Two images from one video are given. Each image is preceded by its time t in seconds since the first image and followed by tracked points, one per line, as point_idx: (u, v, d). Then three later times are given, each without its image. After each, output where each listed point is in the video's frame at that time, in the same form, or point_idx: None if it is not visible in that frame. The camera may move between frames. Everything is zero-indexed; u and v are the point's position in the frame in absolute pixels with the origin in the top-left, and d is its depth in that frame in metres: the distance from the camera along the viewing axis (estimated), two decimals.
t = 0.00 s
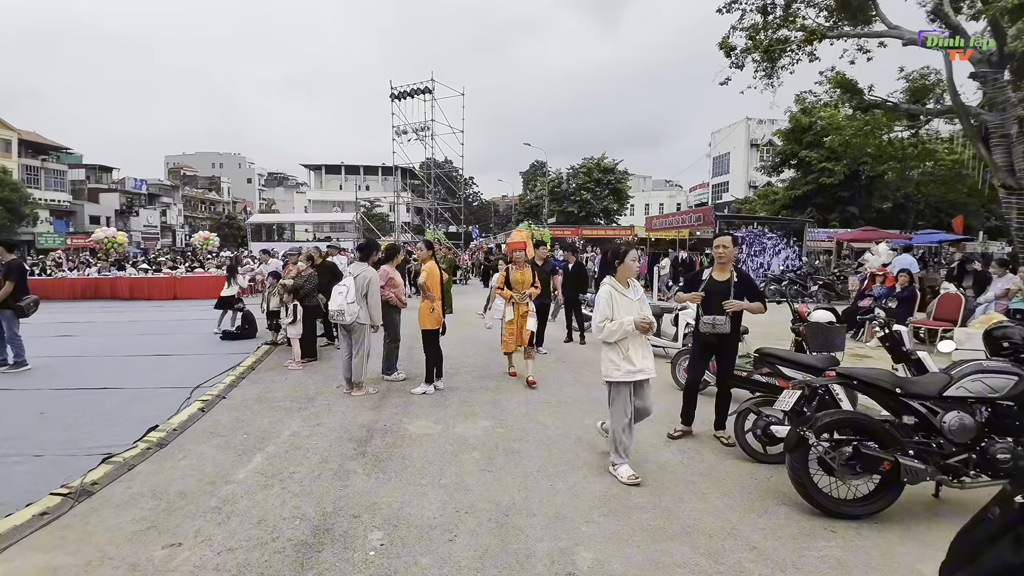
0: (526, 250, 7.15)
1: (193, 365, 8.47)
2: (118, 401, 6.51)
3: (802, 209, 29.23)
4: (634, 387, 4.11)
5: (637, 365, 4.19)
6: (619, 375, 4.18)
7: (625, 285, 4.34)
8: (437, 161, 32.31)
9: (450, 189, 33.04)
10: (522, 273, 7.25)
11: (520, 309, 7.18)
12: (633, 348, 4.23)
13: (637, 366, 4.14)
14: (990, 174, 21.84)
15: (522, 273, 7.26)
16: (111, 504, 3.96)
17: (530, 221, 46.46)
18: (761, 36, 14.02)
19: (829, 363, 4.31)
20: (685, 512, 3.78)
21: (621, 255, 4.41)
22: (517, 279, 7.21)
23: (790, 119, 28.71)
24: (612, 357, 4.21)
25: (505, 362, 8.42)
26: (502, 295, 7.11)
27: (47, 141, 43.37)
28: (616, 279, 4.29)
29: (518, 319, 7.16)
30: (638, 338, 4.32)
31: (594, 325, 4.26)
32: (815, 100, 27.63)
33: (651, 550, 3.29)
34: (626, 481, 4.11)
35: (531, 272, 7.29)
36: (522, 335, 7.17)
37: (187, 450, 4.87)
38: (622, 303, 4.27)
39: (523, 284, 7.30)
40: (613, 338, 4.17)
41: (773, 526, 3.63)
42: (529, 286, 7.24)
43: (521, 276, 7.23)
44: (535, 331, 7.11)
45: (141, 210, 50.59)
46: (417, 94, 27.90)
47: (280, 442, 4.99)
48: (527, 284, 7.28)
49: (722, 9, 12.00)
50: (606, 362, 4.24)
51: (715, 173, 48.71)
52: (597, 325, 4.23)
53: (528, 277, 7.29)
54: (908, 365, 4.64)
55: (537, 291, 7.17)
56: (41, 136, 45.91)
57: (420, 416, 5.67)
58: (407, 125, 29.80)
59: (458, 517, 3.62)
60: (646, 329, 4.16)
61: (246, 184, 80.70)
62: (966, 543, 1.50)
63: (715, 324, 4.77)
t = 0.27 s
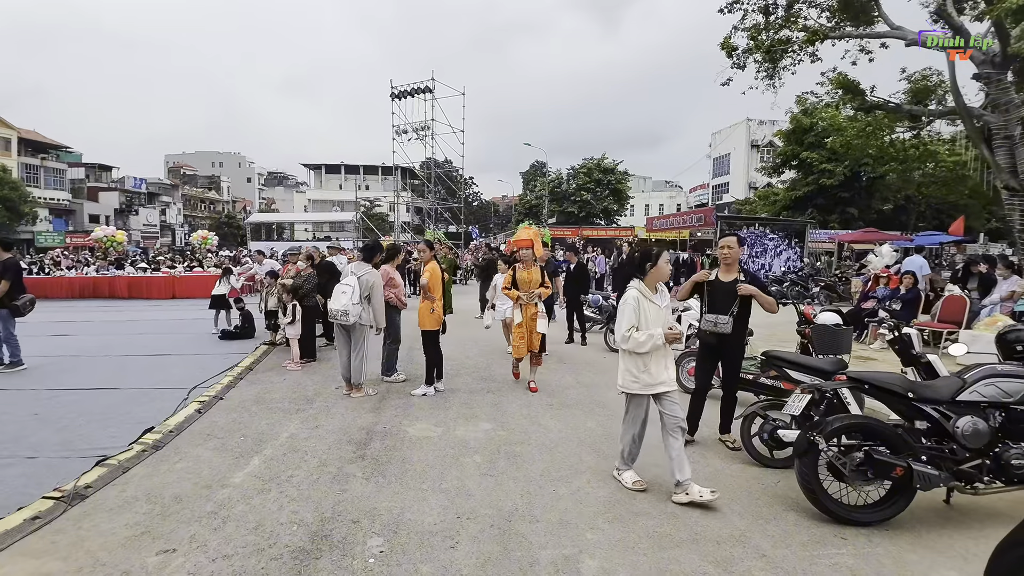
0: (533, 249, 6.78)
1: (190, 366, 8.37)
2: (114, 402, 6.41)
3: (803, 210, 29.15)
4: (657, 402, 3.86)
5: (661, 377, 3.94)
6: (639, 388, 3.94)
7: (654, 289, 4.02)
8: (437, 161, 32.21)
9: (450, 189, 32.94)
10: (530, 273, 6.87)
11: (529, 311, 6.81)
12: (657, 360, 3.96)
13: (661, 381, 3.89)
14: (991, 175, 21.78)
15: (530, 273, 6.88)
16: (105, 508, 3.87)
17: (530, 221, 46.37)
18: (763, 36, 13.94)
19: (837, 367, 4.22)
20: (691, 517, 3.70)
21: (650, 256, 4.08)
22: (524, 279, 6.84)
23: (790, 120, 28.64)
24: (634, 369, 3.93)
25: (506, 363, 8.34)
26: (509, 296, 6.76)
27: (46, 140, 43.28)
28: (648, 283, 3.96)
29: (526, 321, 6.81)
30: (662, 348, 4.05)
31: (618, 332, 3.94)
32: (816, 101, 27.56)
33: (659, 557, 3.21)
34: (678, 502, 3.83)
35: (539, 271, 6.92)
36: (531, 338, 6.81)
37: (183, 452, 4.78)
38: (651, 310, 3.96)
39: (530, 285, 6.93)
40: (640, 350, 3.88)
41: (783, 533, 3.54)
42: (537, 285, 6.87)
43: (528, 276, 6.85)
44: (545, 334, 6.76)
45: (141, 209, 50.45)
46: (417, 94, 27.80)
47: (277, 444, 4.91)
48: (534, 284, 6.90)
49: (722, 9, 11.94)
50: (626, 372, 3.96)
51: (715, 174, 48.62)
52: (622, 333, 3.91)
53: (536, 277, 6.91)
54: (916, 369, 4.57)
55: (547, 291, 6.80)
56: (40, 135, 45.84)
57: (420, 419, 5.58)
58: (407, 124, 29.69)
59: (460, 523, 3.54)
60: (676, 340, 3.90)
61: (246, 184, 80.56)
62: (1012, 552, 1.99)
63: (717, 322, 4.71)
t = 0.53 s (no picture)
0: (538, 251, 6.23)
1: (186, 368, 8.27)
2: (107, 405, 6.31)
3: (802, 212, 29.10)
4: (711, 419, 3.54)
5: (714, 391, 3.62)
6: (689, 405, 3.63)
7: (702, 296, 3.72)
8: (436, 162, 32.14)
9: (450, 191, 32.87)
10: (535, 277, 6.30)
11: (533, 318, 6.23)
12: (708, 373, 3.65)
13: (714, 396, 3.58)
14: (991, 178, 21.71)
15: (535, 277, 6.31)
16: (96, 513, 3.77)
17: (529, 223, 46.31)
18: (763, 38, 13.88)
19: (845, 370, 4.15)
20: (697, 524, 3.60)
21: (698, 258, 3.79)
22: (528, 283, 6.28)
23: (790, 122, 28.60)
24: (683, 384, 3.63)
25: (505, 365, 8.25)
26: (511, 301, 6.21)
27: (46, 141, 43.23)
28: (694, 287, 3.66)
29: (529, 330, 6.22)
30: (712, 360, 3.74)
31: (664, 341, 3.65)
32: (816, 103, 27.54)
33: (665, 566, 3.12)
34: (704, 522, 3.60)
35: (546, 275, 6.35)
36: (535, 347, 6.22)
37: (177, 456, 4.69)
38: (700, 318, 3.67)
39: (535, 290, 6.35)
40: (689, 361, 3.57)
41: (792, 540, 3.45)
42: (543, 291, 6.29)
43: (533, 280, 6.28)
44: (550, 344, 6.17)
45: (140, 211, 50.36)
46: (416, 95, 27.74)
47: (273, 448, 4.81)
48: (540, 289, 6.33)
49: (722, 10, 11.87)
50: (673, 387, 3.67)
51: (714, 176, 48.57)
52: (668, 342, 3.62)
53: (542, 282, 6.34)
54: (924, 371, 4.49)
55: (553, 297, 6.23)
56: (39, 136, 45.74)
57: (419, 422, 5.49)
58: (406, 126, 29.63)
59: (460, 529, 3.45)
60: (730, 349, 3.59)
61: (245, 185, 80.48)
62: None
63: (722, 317, 4.73)
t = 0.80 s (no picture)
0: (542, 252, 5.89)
1: (181, 370, 8.18)
2: (99, 408, 6.20)
3: (802, 213, 29.04)
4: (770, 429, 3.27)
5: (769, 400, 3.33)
6: (750, 416, 3.29)
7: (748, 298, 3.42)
8: (435, 164, 32.07)
9: (449, 193, 32.79)
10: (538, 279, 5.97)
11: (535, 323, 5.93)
12: (763, 379, 3.34)
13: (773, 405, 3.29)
14: (992, 179, 21.59)
15: (538, 280, 5.98)
16: (83, 519, 3.67)
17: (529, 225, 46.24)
18: (762, 39, 13.81)
19: (849, 371, 4.06)
20: (699, 531, 3.51)
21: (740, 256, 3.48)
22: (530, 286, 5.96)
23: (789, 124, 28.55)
24: (741, 392, 3.29)
25: (504, 368, 8.15)
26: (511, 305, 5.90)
27: (45, 144, 43.17)
28: (744, 288, 3.35)
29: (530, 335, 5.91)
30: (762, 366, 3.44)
31: (713, 349, 3.30)
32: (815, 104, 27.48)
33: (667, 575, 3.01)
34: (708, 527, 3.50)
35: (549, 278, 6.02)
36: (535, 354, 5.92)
37: (168, 461, 4.59)
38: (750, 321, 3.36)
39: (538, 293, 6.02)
40: (745, 368, 3.24)
41: (797, 547, 3.36)
42: (545, 294, 5.97)
43: (535, 283, 5.95)
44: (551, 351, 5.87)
45: (139, 213, 50.25)
46: (415, 96, 27.65)
47: (267, 453, 4.71)
48: (543, 292, 6.00)
49: (720, 12, 11.82)
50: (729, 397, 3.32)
51: (713, 178, 48.49)
52: (719, 349, 3.27)
53: (545, 284, 6.01)
54: (931, 374, 4.40)
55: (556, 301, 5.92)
56: (38, 137, 45.67)
57: (416, 426, 5.39)
58: (405, 127, 29.54)
59: (456, 537, 3.35)
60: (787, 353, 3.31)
61: (244, 188, 80.37)
62: None
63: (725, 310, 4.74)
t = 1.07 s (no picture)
0: (543, 251, 5.38)
1: (172, 374, 8.04)
2: (84, 414, 6.05)
3: (801, 214, 28.94)
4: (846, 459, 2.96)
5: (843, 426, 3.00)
6: (834, 445, 2.92)
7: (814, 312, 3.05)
8: (433, 165, 31.94)
9: (447, 194, 32.65)
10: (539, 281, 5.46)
11: (536, 329, 5.43)
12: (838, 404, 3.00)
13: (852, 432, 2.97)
14: (991, 179, 21.47)
15: (539, 281, 5.47)
16: (57, 532, 3.52)
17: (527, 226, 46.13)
18: (761, 39, 13.68)
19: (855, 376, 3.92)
20: (700, 543, 3.37)
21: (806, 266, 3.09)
22: (530, 289, 5.45)
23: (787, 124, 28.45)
24: (822, 420, 2.92)
25: (500, 372, 8.01)
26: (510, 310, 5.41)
27: (41, 146, 43.01)
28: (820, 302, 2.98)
29: (530, 342, 5.43)
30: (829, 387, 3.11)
31: (787, 374, 2.90)
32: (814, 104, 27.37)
33: None
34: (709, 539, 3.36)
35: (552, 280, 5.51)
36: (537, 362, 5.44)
37: (150, 469, 4.44)
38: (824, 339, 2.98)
39: (539, 296, 5.52)
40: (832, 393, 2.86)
41: (802, 561, 3.22)
42: (547, 297, 5.47)
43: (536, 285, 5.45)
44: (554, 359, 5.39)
45: (136, 215, 50.10)
46: (413, 97, 27.52)
47: (254, 460, 4.57)
48: (545, 295, 5.49)
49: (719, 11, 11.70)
50: (811, 428, 2.93)
51: (712, 178, 48.37)
52: (801, 373, 2.87)
53: (547, 286, 5.49)
54: (938, 378, 4.26)
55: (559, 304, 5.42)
56: (33, 139, 45.47)
57: (408, 432, 5.25)
58: (403, 128, 29.41)
59: (446, 551, 3.20)
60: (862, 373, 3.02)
61: (242, 189, 80.19)
62: None
63: (733, 299, 4.48)
